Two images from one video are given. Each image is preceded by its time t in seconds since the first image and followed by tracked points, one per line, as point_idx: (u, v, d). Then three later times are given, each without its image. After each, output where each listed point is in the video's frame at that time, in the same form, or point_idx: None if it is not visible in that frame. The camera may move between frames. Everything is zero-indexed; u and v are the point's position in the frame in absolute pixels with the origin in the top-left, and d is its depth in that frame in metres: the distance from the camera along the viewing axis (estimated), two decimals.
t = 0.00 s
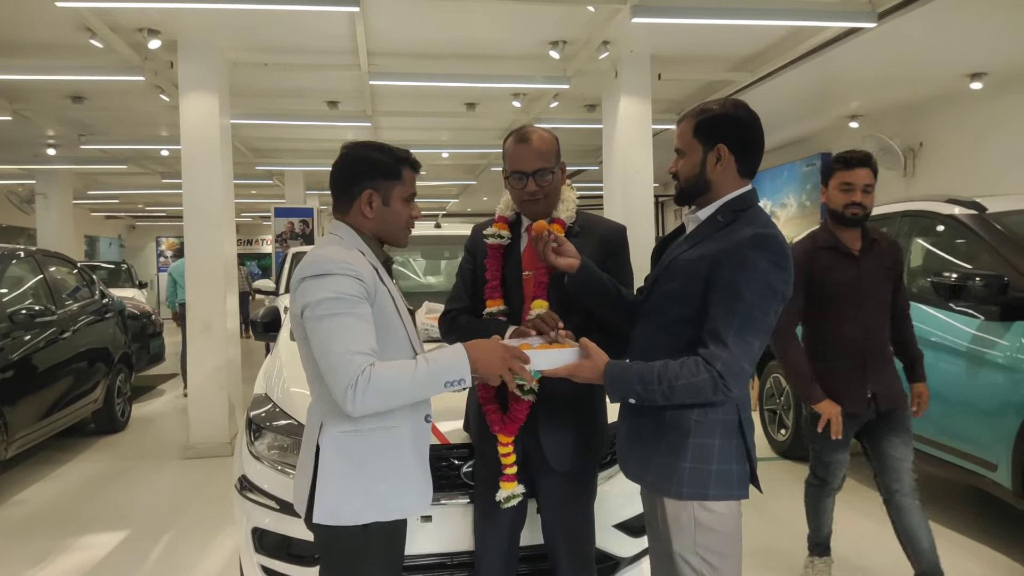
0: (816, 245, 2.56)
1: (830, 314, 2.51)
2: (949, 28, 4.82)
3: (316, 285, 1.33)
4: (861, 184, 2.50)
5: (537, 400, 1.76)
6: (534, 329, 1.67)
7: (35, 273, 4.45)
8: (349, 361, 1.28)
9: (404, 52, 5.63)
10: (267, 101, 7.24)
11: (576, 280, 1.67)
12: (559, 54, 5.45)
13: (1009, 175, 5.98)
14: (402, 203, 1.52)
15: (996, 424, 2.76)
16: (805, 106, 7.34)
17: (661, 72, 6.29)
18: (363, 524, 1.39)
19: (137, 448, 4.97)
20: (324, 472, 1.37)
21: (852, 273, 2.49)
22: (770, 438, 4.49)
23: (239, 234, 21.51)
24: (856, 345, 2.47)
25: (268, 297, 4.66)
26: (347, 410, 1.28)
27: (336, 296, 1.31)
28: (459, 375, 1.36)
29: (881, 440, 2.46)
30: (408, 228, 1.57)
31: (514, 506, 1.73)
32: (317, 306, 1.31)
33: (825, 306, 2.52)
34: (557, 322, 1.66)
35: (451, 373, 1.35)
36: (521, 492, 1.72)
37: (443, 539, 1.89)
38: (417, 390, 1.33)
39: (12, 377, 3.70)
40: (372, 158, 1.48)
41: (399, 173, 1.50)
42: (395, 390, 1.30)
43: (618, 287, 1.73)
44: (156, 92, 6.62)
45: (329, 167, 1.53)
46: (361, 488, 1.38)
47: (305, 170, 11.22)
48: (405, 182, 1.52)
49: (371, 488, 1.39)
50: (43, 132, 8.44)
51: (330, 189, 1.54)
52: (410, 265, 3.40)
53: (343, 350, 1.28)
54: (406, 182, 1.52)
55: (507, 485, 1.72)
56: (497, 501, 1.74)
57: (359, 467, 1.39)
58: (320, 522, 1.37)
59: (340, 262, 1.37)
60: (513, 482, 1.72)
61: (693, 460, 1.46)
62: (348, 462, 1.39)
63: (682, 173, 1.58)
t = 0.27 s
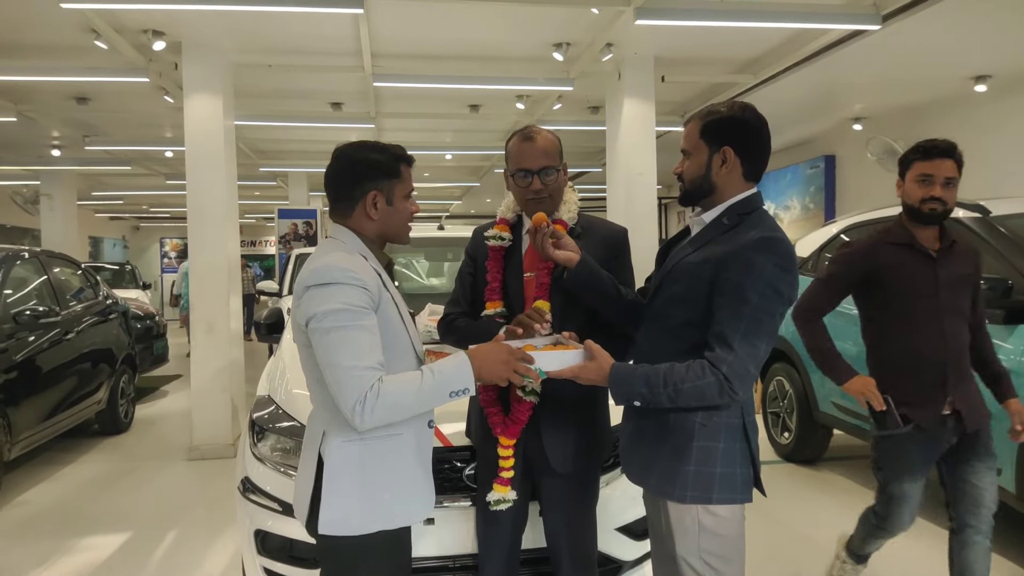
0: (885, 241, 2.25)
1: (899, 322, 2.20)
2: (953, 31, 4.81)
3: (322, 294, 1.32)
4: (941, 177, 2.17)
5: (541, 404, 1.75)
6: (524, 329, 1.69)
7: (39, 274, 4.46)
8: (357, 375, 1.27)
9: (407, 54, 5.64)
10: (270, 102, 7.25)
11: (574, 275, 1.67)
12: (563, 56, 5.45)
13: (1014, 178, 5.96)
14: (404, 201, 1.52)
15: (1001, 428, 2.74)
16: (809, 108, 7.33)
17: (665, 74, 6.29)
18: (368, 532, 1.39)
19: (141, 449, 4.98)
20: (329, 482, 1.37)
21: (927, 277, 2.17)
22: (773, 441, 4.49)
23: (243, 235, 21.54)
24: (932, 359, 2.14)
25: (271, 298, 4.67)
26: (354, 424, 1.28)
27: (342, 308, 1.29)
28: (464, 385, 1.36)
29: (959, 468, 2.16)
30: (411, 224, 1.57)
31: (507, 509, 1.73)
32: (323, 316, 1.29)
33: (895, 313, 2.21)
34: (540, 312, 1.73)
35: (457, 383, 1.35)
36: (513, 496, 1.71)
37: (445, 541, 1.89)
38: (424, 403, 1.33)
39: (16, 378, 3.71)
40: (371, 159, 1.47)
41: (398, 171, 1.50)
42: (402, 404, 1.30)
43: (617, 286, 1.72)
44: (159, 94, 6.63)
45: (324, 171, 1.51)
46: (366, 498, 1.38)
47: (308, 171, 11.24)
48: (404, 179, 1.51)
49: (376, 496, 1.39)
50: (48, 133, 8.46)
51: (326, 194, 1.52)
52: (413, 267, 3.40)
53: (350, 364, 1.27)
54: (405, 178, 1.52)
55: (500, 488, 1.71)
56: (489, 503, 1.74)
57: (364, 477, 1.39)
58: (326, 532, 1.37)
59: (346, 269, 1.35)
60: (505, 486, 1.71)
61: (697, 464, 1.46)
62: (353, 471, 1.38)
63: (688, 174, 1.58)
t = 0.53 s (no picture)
0: (928, 237, 1.94)
1: (947, 332, 1.86)
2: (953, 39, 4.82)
3: (317, 302, 1.33)
4: (1003, 170, 1.83)
5: (541, 410, 1.75)
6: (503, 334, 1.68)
7: (39, 279, 4.47)
8: (352, 382, 1.28)
9: (409, 60, 5.66)
10: (272, 108, 7.27)
11: (572, 273, 1.68)
12: (564, 63, 5.47)
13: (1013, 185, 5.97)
14: (398, 205, 1.52)
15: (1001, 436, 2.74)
16: (809, 115, 7.34)
17: (665, 81, 6.31)
18: (368, 537, 1.39)
19: (140, 453, 4.97)
20: (329, 487, 1.37)
21: (978, 277, 1.84)
22: (773, 448, 4.49)
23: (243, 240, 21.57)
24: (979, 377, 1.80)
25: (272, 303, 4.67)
26: (351, 429, 1.29)
27: (337, 316, 1.30)
28: (459, 389, 1.36)
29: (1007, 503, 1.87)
30: (407, 228, 1.57)
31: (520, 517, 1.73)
32: (318, 325, 1.30)
33: (942, 319, 1.88)
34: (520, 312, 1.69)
35: (451, 388, 1.35)
36: (526, 502, 1.71)
37: (446, 547, 1.89)
38: (420, 407, 1.33)
39: (16, 383, 3.71)
40: (364, 166, 1.47)
41: (392, 175, 1.50)
42: (398, 409, 1.30)
43: (615, 289, 1.73)
44: (161, 99, 6.65)
45: (317, 179, 1.51)
46: (366, 502, 1.38)
47: (309, 176, 11.25)
48: (397, 182, 1.51)
49: (376, 501, 1.39)
50: (50, 138, 8.48)
51: (320, 203, 1.52)
52: (413, 272, 3.40)
53: (345, 371, 1.28)
54: (399, 183, 1.52)
55: (512, 495, 1.70)
56: (504, 513, 1.72)
57: (364, 481, 1.39)
58: (326, 536, 1.37)
59: (339, 277, 1.36)
60: (516, 493, 1.71)
61: (697, 470, 1.45)
62: (352, 476, 1.38)
63: (689, 180, 1.58)
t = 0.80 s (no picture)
0: (971, 245, 1.65)
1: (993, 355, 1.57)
2: (956, 41, 4.82)
3: (315, 299, 1.34)
4: None
5: (544, 410, 1.75)
6: (507, 337, 1.67)
7: (42, 278, 4.47)
8: (349, 378, 1.28)
9: (412, 61, 5.66)
10: (275, 108, 7.28)
11: (572, 271, 1.67)
12: (566, 64, 5.47)
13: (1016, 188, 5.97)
14: (397, 204, 1.52)
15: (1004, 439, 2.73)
16: (811, 117, 7.34)
17: (668, 83, 6.31)
18: (366, 532, 1.39)
19: (142, 453, 4.97)
20: (327, 482, 1.37)
21: None
22: (775, 450, 4.49)
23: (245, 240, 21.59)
24: None
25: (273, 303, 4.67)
26: (348, 424, 1.29)
27: (335, 313, 1.31)
28: (457, 386, 1.36)
29: None
30: (406, 227, 1.57)
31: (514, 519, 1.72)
32: (317, 321, 1.31)
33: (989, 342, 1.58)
34: (521, 316, 1.70)
35: (449, 384, 1.35)
36: (523, 503, 1.71)
37: (447, 548, 1.89)
38: (418, 403, 1.33)
39: (18, 382, 3.71)
40: (362, 167, 1.47)
41: (389, 174, 1.51)
42: (395, 405, 1.30)
43: (614, 288, 1.73)
44: (164, 99, 6.66)
45: (316, 181, 1.51)
46: (364, 497, 1.38)
47: (311, 177, 11.26)
48: (395, 182, 1.51)
49: (373, 497, 1.38)
50: (52, 138, 8.49)
51: (320, 204, 1.52)
52: (415, 273, 3.40)
53: (342, 367, 1.29)
54: (397, 182, 1.52)
55: (508, 496, 1.71)
56: (499, 513, 1.73)
57: (362, 476, 1.39)
58: (324, 530, 1.37)
59: (337, 275, 1.36)
60: (514, 494, 1.71)
61: (698, 472, 1.45)
62: (350, 471, 1.38)
63: (693, 181, 1.58)
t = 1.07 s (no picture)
0: None
1: None
2: (963, 43, 4.80)
3: (316, 296, 1.34)
4: None
5: (547, 410, 1.75)
6: (509, 336, 1.65)
7: (47, 275, 4.49)
8: (350, 374, 1.29)
9: (417, 60, 5.67)
10: (281, 107, 7.29)
11: (575, 271, 1.67)
12: (572, 64, 5.47)
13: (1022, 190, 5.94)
14: (400, 203, 1.52)
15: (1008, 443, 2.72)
16: (816, 118, 7.32)
17: (673, 83, 6.30)
18: (367, 528, 1.39)
19: (146, 450, 4.99)
20: (329, 478, 1.37)
21: None
22: (778, 451, 4.48)
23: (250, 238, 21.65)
24: None
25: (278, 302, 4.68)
26: (349, 419, 1.29)
27: (337, 310, 1.31)
28: (457, 384, 1.36)
29: None
30: (410, 226, 1.56)
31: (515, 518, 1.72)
32: (318, 318, 1.32)
33: None
34: (524, 316, 1.67)
35: (449, 381, 1.35)
36: (523, 504, 1.70)
37: (449, 547, 1.89)
38: (419, 399, 1.33)
39: (23, 379, 3.73)
40: (365, 167, 1.47)
41: (391, 172, 1.50)
42: (396, 401, 1.30)
43: (616, 286, 1.72)
44: (170, 97, 6.68)
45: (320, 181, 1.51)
46: (366, 493, 1.38)
47: (315, 175, 11.28)
48: (398, 182, 1.51)
49: (374, 491, 1.39)
50: (58, 135, 8.53)
51: (324, 203, 1.53)
52: (419, 272, 3.41)
53: (344, 363, 1.29)
54: (399, 181, 1.52)
55: (508, 496, 1.70)
56: (499, 513, 1.72)
57: (363, 472, 1.39)
58: (325, 525, 1.37)
59: (339, 272, 1.37)
60: (514, 494, 1.70)
61: (701, 473, 1.45)
62: (352, 467, 1.38)
63: (697, 182, 1.58)
